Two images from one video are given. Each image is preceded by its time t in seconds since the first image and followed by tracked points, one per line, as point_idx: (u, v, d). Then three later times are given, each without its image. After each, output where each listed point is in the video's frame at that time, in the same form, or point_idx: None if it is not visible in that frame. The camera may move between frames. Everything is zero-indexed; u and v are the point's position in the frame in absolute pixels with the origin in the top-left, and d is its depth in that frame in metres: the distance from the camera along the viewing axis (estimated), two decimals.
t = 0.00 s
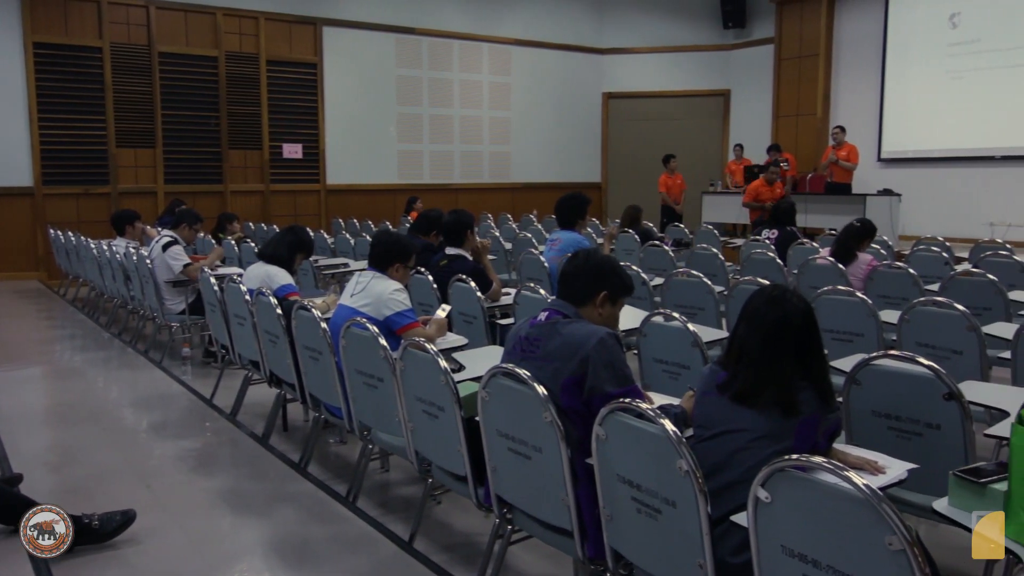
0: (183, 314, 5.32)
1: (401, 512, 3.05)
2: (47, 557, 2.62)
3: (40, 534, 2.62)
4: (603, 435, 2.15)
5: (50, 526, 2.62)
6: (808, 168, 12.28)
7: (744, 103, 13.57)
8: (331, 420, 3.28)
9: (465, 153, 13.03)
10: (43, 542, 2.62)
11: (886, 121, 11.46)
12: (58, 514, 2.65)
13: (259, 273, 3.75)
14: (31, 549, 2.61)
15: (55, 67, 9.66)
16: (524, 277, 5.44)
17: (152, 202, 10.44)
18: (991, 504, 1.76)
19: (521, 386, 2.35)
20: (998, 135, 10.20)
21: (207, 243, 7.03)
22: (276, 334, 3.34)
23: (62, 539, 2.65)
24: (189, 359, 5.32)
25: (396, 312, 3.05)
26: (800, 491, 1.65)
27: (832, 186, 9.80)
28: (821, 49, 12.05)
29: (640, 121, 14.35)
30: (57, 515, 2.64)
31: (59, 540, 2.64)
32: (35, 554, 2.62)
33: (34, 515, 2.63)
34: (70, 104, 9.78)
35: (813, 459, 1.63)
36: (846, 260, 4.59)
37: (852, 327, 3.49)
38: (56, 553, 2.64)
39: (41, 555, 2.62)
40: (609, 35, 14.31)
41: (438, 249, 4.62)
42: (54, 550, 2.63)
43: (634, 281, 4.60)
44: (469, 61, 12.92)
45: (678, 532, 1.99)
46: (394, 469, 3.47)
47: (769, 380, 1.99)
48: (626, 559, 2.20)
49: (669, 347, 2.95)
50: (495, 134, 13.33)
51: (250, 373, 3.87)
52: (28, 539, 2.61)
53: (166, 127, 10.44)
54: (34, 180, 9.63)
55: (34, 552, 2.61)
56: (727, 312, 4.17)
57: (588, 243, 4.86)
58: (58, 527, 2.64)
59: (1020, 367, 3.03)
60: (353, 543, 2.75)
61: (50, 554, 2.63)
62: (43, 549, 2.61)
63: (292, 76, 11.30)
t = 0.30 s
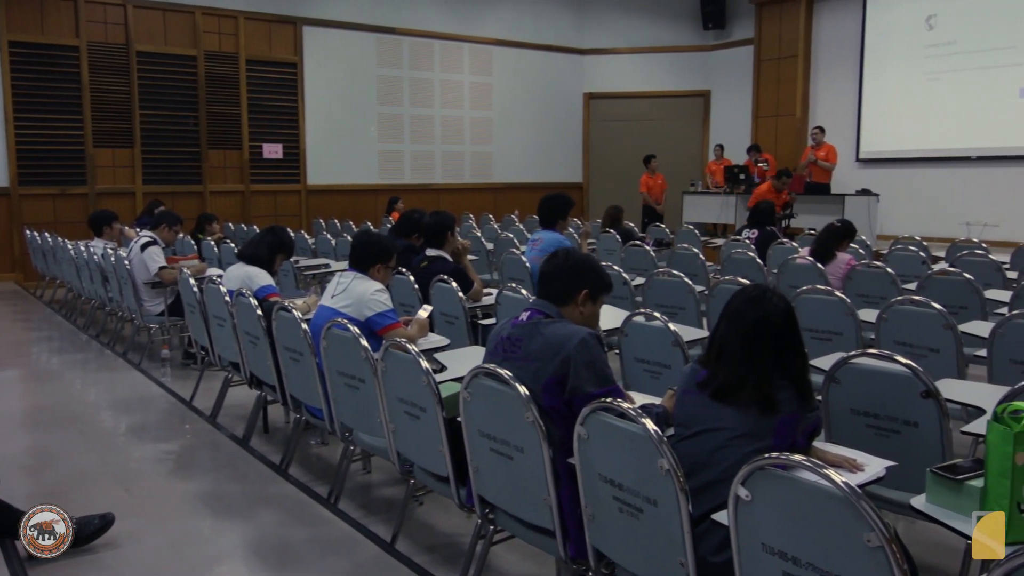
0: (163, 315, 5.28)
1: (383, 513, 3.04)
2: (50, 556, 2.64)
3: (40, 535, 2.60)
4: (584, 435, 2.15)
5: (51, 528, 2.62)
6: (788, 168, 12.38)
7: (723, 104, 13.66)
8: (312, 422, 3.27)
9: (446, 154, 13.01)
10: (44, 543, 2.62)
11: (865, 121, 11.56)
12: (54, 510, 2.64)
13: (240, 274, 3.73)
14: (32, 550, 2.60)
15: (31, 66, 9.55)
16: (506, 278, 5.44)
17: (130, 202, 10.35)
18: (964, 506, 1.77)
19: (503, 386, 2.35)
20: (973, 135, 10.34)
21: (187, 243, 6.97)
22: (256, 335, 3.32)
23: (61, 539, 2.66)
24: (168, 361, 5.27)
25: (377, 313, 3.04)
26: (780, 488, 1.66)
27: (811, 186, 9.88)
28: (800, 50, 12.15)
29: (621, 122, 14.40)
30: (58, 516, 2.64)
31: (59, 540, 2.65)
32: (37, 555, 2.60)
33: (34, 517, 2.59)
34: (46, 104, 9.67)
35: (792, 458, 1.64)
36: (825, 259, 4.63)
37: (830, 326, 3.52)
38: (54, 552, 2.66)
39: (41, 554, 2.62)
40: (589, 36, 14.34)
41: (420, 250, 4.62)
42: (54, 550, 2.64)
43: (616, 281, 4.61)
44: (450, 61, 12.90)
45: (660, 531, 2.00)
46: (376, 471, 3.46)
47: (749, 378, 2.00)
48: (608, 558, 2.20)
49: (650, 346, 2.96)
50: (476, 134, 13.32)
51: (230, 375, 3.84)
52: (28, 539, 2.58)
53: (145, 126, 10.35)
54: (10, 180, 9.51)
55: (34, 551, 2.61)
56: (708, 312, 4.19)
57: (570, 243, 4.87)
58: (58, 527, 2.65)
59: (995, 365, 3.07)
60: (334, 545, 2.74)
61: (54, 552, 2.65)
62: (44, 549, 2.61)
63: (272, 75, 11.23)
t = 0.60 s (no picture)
0: (137, 317, 5.23)
1: (361, 515, 3.03)
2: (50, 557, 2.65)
3: (39, 534, 2.63)
4: (562, 434, 2.16)
5: (50, 526, 2.65)
6: (764, 168, 12.48)
7: (700, 104, 13.76)
8: (289, 423, 3.25)
9: (424, 154, 12.98)
10: (44, 542, 2.64)
11: (839, 121, 11.68)
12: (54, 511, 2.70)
13: (216, 275, 3.70)
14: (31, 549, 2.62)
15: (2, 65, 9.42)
16: (484, 278, 5.44)
17: (104, 202, 10.24)
18: (940, 502, 1.79)
19: (480, 386, 2.35)
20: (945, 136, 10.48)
21: (161, 244, 6.90)
22: (232, 336, 3.30)
23: (62, 540, 2.67)
24: (143, 363, 5.22)
25: (355, 314, 3.02)
26: (757, 486, 1.67)
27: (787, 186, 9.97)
28: (775, 51, 12.26)
29: (599, 122, 14.45)
30: (57, 515, 2.68)
31: (58, 540, 2.66)
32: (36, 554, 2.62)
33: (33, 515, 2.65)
34: (17, 103, 9.53)
35: (769, 456, 1.65)
36: (801, 259, 4.66)
37: (805, 325, 3.55)
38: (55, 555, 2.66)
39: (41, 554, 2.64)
40: (567, 37, 14.37)
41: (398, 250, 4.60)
42: (53, 550, 2.65)
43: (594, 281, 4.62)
44: (428, 60, 12.87)
45: (637, 529, 2.00)
46: (354, 472, 3.45)
47: (725, 377, 2.02)
48: (586, 557, 2.21)
49: (628, 346, 2.97)
50: (454, 135, 13.30)
51: (205, 377, 3.81)
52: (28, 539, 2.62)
53: (119, 126, 10.24)
54: None
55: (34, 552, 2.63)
56: (685, 311, 4.22)
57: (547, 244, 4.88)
58: (58, 527, 2.67)
59: (966, 363, 3.11)
60: (312, 547, 2.72)
61: (53, 552, 2.66)
62: (43, 549, 2.63)
63: (247, 74, 11.15)
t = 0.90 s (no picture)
0: (112, 319, 5.17)
1: (339, 516, 3.02)
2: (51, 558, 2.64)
3: (39, 535, 2.66)
4: (541, 434, 2.16)
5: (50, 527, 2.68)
6: (741, 168, 12.58)
7: (677, 105, 13.86)
8: (266, 425, 3.23)
9: (402, 154, 12.95)
10: (44, 543, 2.66)
11: (814, 122, 11.79)
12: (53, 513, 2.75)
13: (191, 276, 3.67)
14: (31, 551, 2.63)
15: None
16: (463, 278, 5.43)
17: (77, 203, 10.11)
18: (913, 497, 1.81)
19: (459, 386, 2.34)
20: (917, 136, 10.63)
21: (136, 245, 6.83)
22: (208, 338, 3.27)
23: (62, 540, 2.70)
24: (118, 366, 5.16)
25: (333, 314, 3.01)
26: (733, 485, 1.68)
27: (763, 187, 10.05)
28: (752, 52, 12.35)
29: (578, 122, 14.48)
30: (57, 515, 2.72)
31: (59, 540, 2.68)
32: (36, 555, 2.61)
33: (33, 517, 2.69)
34: None
35: (745, 454, 1.66)
36: (779, 260, 4.71)
37: (782, 324, 3.58)
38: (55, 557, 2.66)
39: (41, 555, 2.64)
40: (544, 37, 14.37)
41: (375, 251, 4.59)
42: (54, 550, 2.66)
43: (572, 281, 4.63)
44: (405, 60, 12.84)
45: (616, 528, 2.01)
46: (332, 474, 3.43)
47: (701, 377, 2.03)
48: (565, 557, 2.21)
49: (606, 345, 2.98)
50: (433, 135, 13.28)
51: (181, 379, 3.77)
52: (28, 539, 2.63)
53: (92, 126, 10.13)
54: None
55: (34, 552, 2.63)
56: (663, 310, 4.24)
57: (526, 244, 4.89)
58: (58, 527, 2.71)
59: (939, 360, 3.15)
60: (290, 550, 2.71)
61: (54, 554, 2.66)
62: (44, 549, 2.64)
63: (223, 74, 11.07)
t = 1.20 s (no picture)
0: (81, 321, 5.10)
1: (314, 519, 3.00)
2: (51, 557, 2.64)
3: (40, 533, 2.70)
4: (516, 434, 2.16)
5: (50, 526, 2.72)
6: (715, 168, 12.68)
7: (651, 105, 13.97)
8: (239, 428, 3.20)
9: (376, 154, 12.91)
10: (45, 543, 2.68)
11: (785, 122, 11.92)
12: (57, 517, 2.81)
13: (162, 277, 3.63)
14: (31, 550, 2.65)
15: None
16: (438, 278, 5.43)
17: (45, 203, 9.95)
18: (883, 492, 1.84)
19: (434, 387, 2.34)
20: (887, 137, 10.80)
21: (106, 246, 6.75)
22: (180, 340, 3.23)
23: (62, 541, 2.72)
24: (87, 369, 5.09)
25: (307, 315, 2.99)
26: (707, 482, 1.69)
27: (736, 187, 10.13)
28: (724, 53, 12.46)
29: (552, 122, 14.52)
30: (58, 516, 2.77)
31: (59, 540, 2.70)
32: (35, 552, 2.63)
33: (36, 518, 2.75)
34: None
35: (718, 451, 1.67)
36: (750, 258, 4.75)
37: (754, 323, 3.61)
38: (55, 557, 2.65)
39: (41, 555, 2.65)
40: (519, 38, 14.38)
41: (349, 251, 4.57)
42: (54, 551, 2.67)
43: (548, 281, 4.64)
44: (379, 61, 12.80)
45: (591, 527, 2.01)
46: (307, 476, 3.41)
47: (676, 376, 2.04)
48: (540, 556, 2.21)
49: (581, 345, 2.99)
50: (407, 135, 13.25)
51: (153, 382, 3.73)
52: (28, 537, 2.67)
53: (60, 125, 9.98)
54: None
55: (34, 552, 2.65)
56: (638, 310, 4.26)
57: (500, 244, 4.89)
58: (58, 528, 2.75)
59: (909, 357, 3.20)
60: (264, 553, 2.68)
61: (55, 554, 2.66)
62: (44, 548, 2.66)
63: (194, 73, 10.95)
